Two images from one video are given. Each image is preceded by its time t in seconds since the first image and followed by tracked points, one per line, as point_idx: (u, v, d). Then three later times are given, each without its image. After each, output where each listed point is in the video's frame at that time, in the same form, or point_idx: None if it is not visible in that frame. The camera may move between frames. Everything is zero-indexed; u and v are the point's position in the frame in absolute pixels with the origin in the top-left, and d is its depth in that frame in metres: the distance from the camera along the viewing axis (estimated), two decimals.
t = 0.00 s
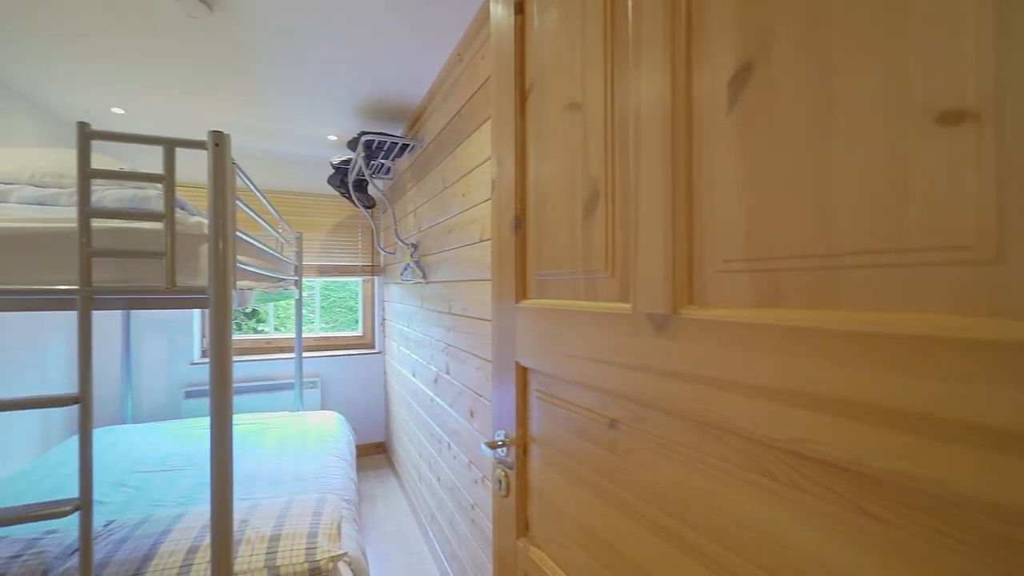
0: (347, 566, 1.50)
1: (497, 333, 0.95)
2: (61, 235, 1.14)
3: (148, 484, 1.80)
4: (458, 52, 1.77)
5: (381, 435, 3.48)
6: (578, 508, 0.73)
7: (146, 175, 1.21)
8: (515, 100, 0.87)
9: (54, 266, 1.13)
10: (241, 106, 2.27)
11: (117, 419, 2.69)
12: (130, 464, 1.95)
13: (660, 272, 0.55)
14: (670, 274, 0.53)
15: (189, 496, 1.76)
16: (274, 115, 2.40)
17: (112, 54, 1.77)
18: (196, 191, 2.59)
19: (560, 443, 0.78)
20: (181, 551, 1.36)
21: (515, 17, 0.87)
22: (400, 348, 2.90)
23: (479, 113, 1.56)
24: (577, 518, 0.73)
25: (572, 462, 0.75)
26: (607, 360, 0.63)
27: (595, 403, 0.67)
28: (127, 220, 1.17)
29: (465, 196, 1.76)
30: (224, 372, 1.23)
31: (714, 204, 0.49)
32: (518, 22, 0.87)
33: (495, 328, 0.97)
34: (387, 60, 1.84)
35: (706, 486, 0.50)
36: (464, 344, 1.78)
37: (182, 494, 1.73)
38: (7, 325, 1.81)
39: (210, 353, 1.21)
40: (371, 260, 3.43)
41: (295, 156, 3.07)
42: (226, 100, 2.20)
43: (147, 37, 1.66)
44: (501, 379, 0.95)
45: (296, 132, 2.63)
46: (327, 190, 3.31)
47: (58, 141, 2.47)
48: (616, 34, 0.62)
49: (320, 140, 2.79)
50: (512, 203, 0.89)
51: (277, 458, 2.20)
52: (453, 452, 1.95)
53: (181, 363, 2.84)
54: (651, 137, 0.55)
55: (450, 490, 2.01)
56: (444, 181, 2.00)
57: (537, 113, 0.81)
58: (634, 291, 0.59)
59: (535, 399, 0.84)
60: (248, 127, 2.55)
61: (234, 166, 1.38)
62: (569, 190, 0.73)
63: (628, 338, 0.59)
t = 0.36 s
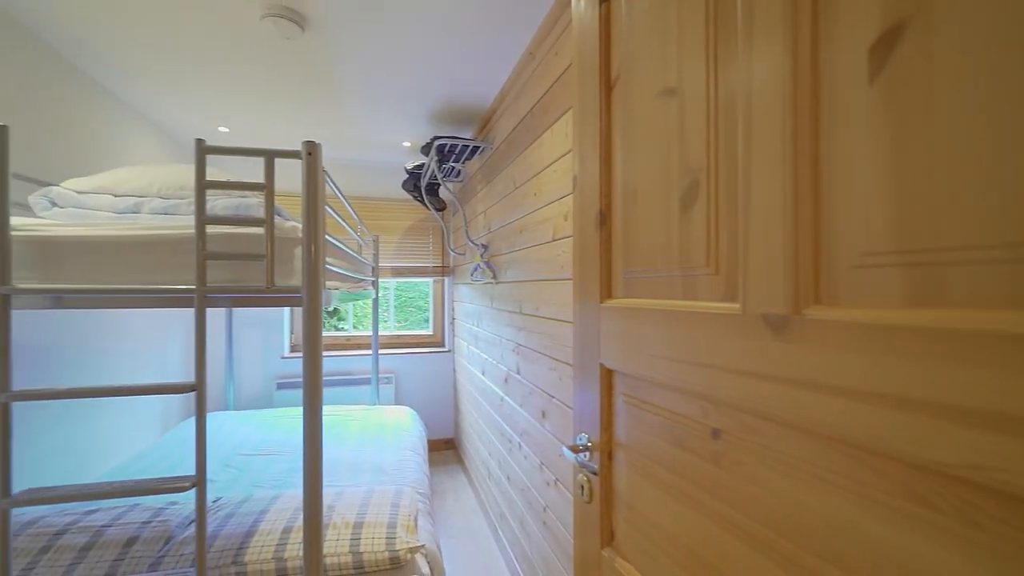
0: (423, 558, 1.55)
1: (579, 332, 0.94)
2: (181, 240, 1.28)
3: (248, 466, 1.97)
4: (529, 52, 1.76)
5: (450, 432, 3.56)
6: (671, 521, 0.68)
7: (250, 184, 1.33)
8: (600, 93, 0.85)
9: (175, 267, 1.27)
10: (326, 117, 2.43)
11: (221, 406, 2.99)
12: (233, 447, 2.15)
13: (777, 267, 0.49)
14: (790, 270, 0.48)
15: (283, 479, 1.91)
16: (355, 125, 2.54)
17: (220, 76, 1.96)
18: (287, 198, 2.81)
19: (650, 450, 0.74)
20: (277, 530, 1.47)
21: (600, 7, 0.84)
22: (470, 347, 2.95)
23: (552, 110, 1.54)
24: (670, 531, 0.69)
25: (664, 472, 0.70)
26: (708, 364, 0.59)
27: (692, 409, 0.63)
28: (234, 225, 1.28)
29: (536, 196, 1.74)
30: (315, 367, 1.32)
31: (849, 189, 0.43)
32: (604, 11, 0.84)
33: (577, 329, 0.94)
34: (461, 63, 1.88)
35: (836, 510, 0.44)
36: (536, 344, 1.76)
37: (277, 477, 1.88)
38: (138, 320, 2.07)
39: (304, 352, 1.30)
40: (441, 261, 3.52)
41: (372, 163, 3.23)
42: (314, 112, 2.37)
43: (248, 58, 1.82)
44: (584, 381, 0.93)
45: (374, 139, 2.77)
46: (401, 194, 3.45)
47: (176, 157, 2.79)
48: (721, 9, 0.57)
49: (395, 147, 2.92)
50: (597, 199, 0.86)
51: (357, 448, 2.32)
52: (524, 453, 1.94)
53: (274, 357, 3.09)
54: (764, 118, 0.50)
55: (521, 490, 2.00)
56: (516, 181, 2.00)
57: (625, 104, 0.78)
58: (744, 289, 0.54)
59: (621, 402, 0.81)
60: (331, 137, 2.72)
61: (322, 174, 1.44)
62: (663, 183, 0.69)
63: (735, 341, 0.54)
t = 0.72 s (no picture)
0: (478, 558, 1.55)
1: (644, 333, 0.89)
2: (254, 242, 1.35)
3: (313, 457, 2.07)
4: (584, 46, 1.72)
5: (502, 431, 3.57)
6: (749, 539, 0.63)
7: (316, 187, 1.38)
8: (667, 80, 0.81)
9: (249, 267, 1.35)
10: (384, 122, 2.51)
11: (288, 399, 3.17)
12: (299, 438, 2.27)
13: (886, 261, 0.43)
14: (903, 264, 0.42)
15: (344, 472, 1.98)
16: (411, 129, 2.60)
17: (288, 87, 2.08)
18: (348, 202, 2.93)
19: (726, 462, 0.68)
20: (339, 521, 1.52)
21: None
22: (522, 347, 2.93)
23: (609, 103, 1.49)
24: (747, 551, 0.63)
25: (741, 485, 0.65)
26: (799, 370, 0.53)
27: (778, 419, 0.57)
28: (302, 227, 1.34)
29: (592, 193, 1.69)
30: (375, 363, 1.35)
31: (984, 169, 0.37)
32: None
33: (642, 330, 0.90)
34: (515, 61, 1.87)
35: (964, 543, 0.38)
36: (591, 345, 1.71)
37: (339, 469, 1.96)
38: (217, 317, 2.23)
39: (365, 347, 1.34)
40: (493, 261, 3.53)
41: (427, 165, 3.30)
42: (372, 118, 2.45)
43: (313, 68, 1.91)
44: (650, 385, 0.88)
45: (428, 142, 2.83)
46: (454, 195, 3.50)
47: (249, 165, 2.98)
48: None
49: (449, 149, 2.96)
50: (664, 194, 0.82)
51: (413, 444, 2.37)
52: (579, 456, 1.89)
53: (335, 354, 3.24)
54: (871, 93, 0.45)
55: (575, 494, 1.96)
56: (570, 179, 1.96)
57: (697, 90, 0.73)
58: (842, 287, 0.48)
59: (692, 409, 0.76)
60: (388, 141, 2.80)
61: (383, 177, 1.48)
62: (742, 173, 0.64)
63: (830, 345, 0.49)
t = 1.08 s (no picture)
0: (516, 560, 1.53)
1: (697, 332, 0.85)
2: (301, 242, 1.39)
3: (356, 452, 2.12)
4: (626, 40, 1.67)
5: (540, 432, 3.53)
6: (815, 561, 0.58)
7: (359, 186, 1.40)
8: (722, 64, 0.76)
9: (296, 267, 1.39)
10: (424, 124, 2.54)
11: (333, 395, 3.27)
12: (342, 434, 2.33)
13: (993, 253, 0.38)
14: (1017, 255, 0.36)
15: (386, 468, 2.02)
16: (450, 129, 2.62)
17: (333, 93, 2.14)
18: (389, 203, 2.99)
19: (790, 475, 0.63)
20: (380, 517, 1.54)
21: None
22: (561, 348, 2.89)
23: (654, 95, 1.43)
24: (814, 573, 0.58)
25: (807, 501, 0.60)
26: (878, 377, 0.48)
27: (852, 430, 0.52)
28: (346, 226, 1.37)
29: (636, 188, 1.63)
30: (416, 362, 1.36)
31: None
32: None
33: (696, 331, 0.85)
34: (555, 57, 1.84)
35: None
36: (634, 346, 1.66)
37: (381, 465, 1.99)
38: (267, 315, 2.32)
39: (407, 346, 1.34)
40: (532, 260, 3.51)
41: (466, 166, 3.32)
42: (413, 120, 2.48)
43: (356, 73, 1.96)
44: (703, 389, 0.83)
45: (467, 143, 2.84)
46: (492, 195, 3.50)
47: (297, 170, 3.10)
48: None
49: (488, 149, 2.96)
50: (719, 185, 0.77)
51: (452, 442, 2.38)
52: (620, 461, 1.84)
53: (377, 352, 3.31)
54: (972, 61, 0.39)
55: (616, 499, 1.90)
56: (612, 175, 1.91)
57: (757, 72, 0.69)
58: (934, 283, 0.43)
59: (751, 415, 0.71)
60: (428, 142, 2.83)
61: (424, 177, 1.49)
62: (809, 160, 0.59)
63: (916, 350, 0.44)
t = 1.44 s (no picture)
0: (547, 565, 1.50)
1: (741, 333, 0.81)
2: (334, 242, 1.41)
3: (387, 450, 2.14)
4: (660, 32, 1.62)
5: (570, 434, 3.49)
6: None
7: (389, 186, 1.41)
8: (770, 49, 0.72)
9: (329, 266, 1.41)
10: (454, 124, 2.54)
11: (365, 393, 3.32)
12: (373, 431, 2.36)
13: None
14: None
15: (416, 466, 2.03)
16: (480, 129, 2.62)
17: (365, 95, 2.18)
18: (420, 203, 3.01)
19: (847, 489, 0.58)
20: (410, 515, 1.54)
21: None
22: (591, 349, 2.84)
23: (690, 87, 1.38)
24: None
25: (866, 517, 0.55)
26: (952, 383, 0.43)
27: (918, 441, 0.48)
28: (377, 226, 1.38)
29: (670, 184, 1.58)
30: (445, 360, 1.35)
31: None
32: None
33: (739, 331, 0.81)
34: (585, 51, 1.80)
35: None
36: (668, 348, 1.60)
37: (410, 463, 2.00)
38: (301, 314, 2.38)
39: (436, 344, 1.34)
40: (561, 260, 3.46)
41: (494, 165, 3.31)
42: (443, 120, 2.49)
43: (387, 74, 1.97)
44: (747, 395, 0.79)
45: (496, 142, 2.83)
46: (521, 194, 3.48)
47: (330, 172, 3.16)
48: None
49: (517, 147, 2.94)
50: (767, 176, 0.73)
51: (481, 442, 2.37)
52: (653, 466, 1.78)
53: (408, 351, 3.34)
54: None
55: (649, 505, 1.84)
56: (645, 171, 1.85)
57: (811, 54, 0.65)
58: None
59: (802, 423, 0.66)
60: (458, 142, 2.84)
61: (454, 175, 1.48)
62: (873, 147, 0.55)
63: (1000, 354, 0.39)
